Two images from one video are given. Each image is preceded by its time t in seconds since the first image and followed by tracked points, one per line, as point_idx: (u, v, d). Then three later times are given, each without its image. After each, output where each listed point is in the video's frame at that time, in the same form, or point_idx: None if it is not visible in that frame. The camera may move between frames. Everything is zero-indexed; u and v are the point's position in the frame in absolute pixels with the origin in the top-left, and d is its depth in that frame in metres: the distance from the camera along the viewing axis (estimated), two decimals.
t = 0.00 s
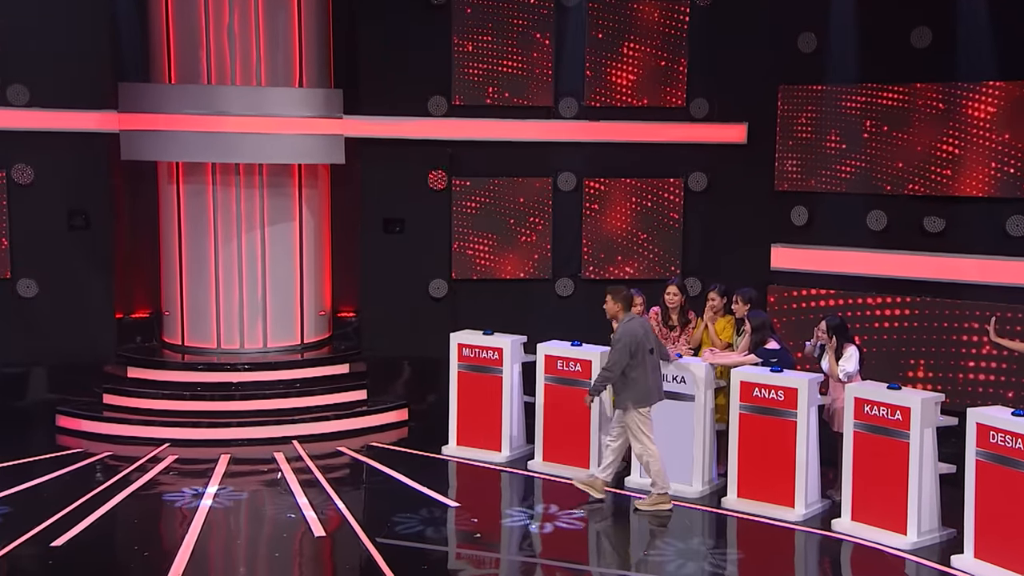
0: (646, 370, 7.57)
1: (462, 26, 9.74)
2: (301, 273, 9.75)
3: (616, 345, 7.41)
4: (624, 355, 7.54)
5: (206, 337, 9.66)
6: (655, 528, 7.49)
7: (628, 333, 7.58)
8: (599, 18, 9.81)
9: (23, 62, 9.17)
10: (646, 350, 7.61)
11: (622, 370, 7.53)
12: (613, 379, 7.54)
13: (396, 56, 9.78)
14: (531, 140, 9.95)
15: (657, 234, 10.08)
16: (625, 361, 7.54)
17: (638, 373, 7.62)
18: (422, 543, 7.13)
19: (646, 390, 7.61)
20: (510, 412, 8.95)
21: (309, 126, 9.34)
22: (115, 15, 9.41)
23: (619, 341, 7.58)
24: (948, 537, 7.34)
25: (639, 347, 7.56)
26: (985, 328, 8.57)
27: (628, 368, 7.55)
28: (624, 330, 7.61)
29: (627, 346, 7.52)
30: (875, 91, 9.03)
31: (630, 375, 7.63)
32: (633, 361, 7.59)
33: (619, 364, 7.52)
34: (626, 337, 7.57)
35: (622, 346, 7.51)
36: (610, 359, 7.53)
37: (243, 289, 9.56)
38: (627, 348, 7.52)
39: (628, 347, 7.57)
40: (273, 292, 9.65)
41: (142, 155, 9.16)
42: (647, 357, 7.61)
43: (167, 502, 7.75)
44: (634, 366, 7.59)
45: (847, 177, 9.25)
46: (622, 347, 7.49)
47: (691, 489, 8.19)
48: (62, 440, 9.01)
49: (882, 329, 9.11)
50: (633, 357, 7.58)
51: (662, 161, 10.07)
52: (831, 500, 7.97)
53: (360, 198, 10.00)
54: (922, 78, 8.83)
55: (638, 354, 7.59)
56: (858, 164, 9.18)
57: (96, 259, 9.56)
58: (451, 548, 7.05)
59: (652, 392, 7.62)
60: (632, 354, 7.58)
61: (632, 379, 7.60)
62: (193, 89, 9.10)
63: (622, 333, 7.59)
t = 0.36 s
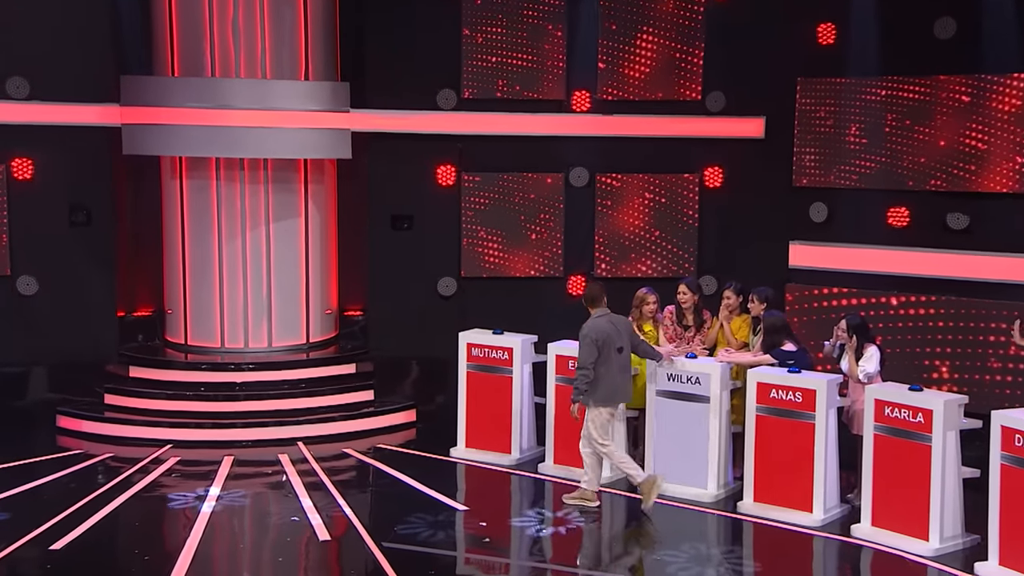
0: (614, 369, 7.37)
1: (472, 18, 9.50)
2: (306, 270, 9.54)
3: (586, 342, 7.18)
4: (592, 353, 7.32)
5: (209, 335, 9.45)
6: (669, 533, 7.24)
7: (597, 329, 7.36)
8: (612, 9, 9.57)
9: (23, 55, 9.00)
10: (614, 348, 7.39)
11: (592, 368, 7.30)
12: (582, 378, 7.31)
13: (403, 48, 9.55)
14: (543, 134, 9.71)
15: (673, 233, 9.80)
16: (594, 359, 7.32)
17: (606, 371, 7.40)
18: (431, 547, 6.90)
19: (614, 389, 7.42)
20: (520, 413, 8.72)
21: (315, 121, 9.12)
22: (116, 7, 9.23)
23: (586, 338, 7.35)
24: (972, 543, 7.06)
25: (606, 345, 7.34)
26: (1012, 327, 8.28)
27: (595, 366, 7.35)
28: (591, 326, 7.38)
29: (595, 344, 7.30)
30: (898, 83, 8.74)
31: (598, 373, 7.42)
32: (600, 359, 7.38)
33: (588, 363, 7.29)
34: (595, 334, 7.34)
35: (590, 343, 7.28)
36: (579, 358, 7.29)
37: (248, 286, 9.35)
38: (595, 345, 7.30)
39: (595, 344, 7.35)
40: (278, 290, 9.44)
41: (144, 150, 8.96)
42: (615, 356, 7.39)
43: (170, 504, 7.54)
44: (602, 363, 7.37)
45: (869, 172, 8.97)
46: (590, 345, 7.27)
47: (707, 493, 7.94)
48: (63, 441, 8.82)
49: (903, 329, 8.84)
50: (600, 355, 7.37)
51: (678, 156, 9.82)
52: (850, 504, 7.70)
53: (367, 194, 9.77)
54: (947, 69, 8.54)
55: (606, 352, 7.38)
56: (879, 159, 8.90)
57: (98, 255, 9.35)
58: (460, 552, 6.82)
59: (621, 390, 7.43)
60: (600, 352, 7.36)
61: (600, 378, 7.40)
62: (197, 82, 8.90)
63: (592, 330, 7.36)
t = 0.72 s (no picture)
0: (608, 362, 7.02)
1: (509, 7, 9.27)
2: (338, 266, 9.36)
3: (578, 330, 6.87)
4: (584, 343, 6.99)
5: (240, 332, 9.30)
6: (710, 538, 6.97)
7: (593, 320, 7.04)
8: None
9: (54, 46, 8.89)
10: (609, 340, 7.05)
11: (585, 359, 6.97)
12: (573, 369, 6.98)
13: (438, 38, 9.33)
14: (580, 127, 9.45)
15: (715, 230, 9.52)
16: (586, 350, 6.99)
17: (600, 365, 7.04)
18: (464, 550, 6.67)
19: (608, 384, 7.05)
20: (555, 414, 8.47)
21: (348, 113, 8.95)
22: None
23: (582, 328, 7.03)
24: None
25: (600, 337, 7.00)
26: None
27: (589, 358, 7.00)
28: (587, 316, 7.06)
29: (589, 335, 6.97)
30: (950, 73, 8.40)
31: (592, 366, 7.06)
32: (595, 351, 7.04)
33: (581, 354, 6.96)
34: (591, 324, 7.02)
35: (584, 333, 6.96)
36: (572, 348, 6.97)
37: (279, 282, 9.19)
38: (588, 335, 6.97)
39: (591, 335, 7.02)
40: (310, 286, 9.27)
41: (175, 143, 8.83)
42: (609, 349, 7.03)
43: (199, 503, 7.37)
44: (597, 356, 7.02)
45: (919, 166, 8.64)
46: (584, 335, 6.94)
47: (749, 497, 7.66)
48: (91, 438, 8.70)
49: (953, 328, 8.50)
50: (595, 347, 7.02)
51: (720, 150, 9.52)
52: (898, 510, 7.39)
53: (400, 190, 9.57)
54: (1003, 58, 8.19)
55: (601, 345, 7.03)
56: (927, 152, 8.58)
57: (128, 250, 9.26)
58: (495, 555, 6.59)
59: (614, 386, 7.05)
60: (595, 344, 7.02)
61: (595, 371, 7.04)
62: (229, 74, 8.77)
63: (589, 320, 7.03)
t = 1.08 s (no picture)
0: (612, 360, 6.87)
1: None
2: (393, 259, 9.18)
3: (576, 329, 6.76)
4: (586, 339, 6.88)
5: (293, 326, 9.17)
6: (775, 543, 6.67)
7: (597, 317, 6.89)
8: None
9: (111, 37, 8.84)
10: (614, 338, 6.88)
11: (585, 357, 6.86)
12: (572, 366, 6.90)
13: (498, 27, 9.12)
14: (642, 118, 9.19)
15: (781, 224, 9.17)
16: (587, 347, 6.88)
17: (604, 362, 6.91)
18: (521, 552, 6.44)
19: (611, 381, 6.91)
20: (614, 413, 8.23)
21: (404, 103, 8.78)
22: None
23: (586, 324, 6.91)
24: None
25: (603, 335, 6.85)
26: None
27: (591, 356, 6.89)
28: (591, 312, 6.93)
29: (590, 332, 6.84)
30: None
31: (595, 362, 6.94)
32: (598, 348, 6.91)
33: (582, 351, 6.86)
34: (594, 321, 6.88)
35: (585, 331, 6.84)
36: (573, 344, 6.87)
37: (333, 275, 9.04)
38: (589, 333, 6.85)
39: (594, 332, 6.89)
40: (364, 280, 9.11)
41: (230, 133, 8.71)
42: (613, 348, 6.87)
43: (252, 499, 7.23)
44: (599, 353, 6.89)
45: (998, 156, 8.34)
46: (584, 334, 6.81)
47: (817, 501, 7.33)
48: (145, 432, 8.62)
49: None
50: (598, 345, 6.89)
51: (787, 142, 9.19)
52: (973, 516, 7.00)
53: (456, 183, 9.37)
54: None
55: (605, 342, 6.88)
56: (1008, 144, 8.28)
57: (183, 241, 9.15)
58: (551, 557, 6.36)
59: (618, 384, 6.90)
60: (598, 341, 6.89)
61: (597, 368, 6.92)
62: (284, 63, 8.63)
63: (593, 317, 6.90)
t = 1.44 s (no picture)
0: (624, 352, 6.75)
1: None
2: (449, 253, 8.98)
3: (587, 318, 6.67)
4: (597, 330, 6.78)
5: (348, 321, 9.02)
6: (844, 551, 6.33)
7: (610, 308, 6.80)
8: None
9: (168, 27, 8.75)
10: (627, 330, 6.77)
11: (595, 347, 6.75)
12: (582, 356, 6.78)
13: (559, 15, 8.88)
14: (707, 108, 8.89)
15: (852, 218, 8.83)
16: (599, 338, 6.77)
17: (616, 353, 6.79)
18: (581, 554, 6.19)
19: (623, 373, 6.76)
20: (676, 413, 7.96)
21: (462, 93, 8.59)
22: None
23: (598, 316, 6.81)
24: None
25: (615, 326, 6.74)
26: None
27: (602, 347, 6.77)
28: (604, 304, 6.83)
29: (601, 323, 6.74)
30: None
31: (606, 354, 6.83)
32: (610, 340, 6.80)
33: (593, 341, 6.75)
34: (606, 312, 6.79)
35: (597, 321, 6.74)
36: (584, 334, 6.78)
37: (388, 269, 8.87)
38: (601, 323, 6.75)
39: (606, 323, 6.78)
40: (420, 274, 8.92)
41: (285, 124, 8.57)
42: (626, 340, 6.75)
43: (305, 496, 7.06)
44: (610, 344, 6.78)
45: None
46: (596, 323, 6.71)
47: (889, 506, 6.98)
48: (199, 426, 8.52)
49: None
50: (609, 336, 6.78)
51: (858, 133, 8.85)
52: None
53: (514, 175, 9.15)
54: None
55: (617, 334, 6.77)
56: None
57: (238, 233, 9.03)
58: (611, 561, 6.10)
59: (629, 377, 6.75)
60: (609, 332, 6.78)
61: (609, 359, 6.80)
62: (341, 52, 8.46)
63: (605, 308, 6.80)
